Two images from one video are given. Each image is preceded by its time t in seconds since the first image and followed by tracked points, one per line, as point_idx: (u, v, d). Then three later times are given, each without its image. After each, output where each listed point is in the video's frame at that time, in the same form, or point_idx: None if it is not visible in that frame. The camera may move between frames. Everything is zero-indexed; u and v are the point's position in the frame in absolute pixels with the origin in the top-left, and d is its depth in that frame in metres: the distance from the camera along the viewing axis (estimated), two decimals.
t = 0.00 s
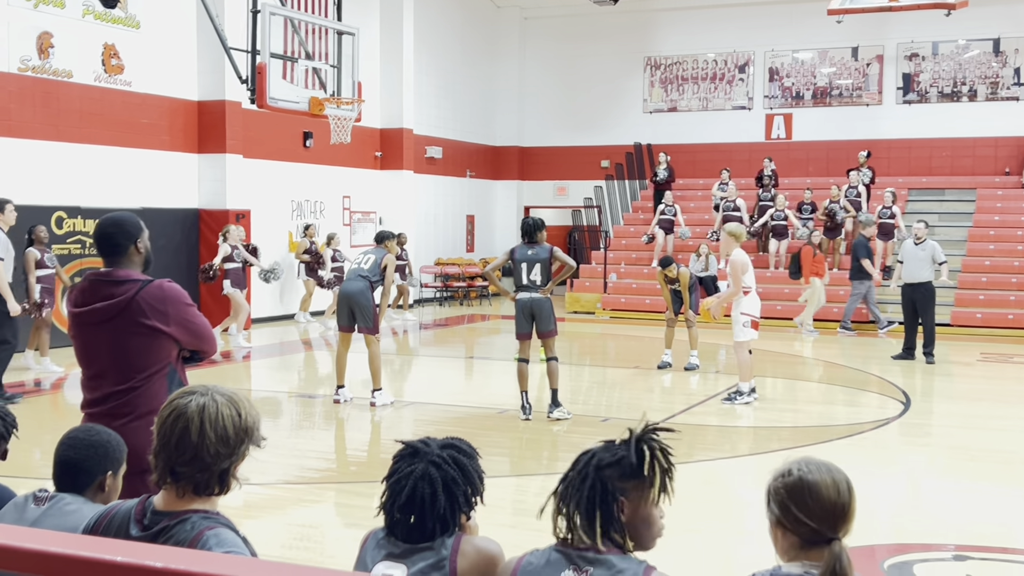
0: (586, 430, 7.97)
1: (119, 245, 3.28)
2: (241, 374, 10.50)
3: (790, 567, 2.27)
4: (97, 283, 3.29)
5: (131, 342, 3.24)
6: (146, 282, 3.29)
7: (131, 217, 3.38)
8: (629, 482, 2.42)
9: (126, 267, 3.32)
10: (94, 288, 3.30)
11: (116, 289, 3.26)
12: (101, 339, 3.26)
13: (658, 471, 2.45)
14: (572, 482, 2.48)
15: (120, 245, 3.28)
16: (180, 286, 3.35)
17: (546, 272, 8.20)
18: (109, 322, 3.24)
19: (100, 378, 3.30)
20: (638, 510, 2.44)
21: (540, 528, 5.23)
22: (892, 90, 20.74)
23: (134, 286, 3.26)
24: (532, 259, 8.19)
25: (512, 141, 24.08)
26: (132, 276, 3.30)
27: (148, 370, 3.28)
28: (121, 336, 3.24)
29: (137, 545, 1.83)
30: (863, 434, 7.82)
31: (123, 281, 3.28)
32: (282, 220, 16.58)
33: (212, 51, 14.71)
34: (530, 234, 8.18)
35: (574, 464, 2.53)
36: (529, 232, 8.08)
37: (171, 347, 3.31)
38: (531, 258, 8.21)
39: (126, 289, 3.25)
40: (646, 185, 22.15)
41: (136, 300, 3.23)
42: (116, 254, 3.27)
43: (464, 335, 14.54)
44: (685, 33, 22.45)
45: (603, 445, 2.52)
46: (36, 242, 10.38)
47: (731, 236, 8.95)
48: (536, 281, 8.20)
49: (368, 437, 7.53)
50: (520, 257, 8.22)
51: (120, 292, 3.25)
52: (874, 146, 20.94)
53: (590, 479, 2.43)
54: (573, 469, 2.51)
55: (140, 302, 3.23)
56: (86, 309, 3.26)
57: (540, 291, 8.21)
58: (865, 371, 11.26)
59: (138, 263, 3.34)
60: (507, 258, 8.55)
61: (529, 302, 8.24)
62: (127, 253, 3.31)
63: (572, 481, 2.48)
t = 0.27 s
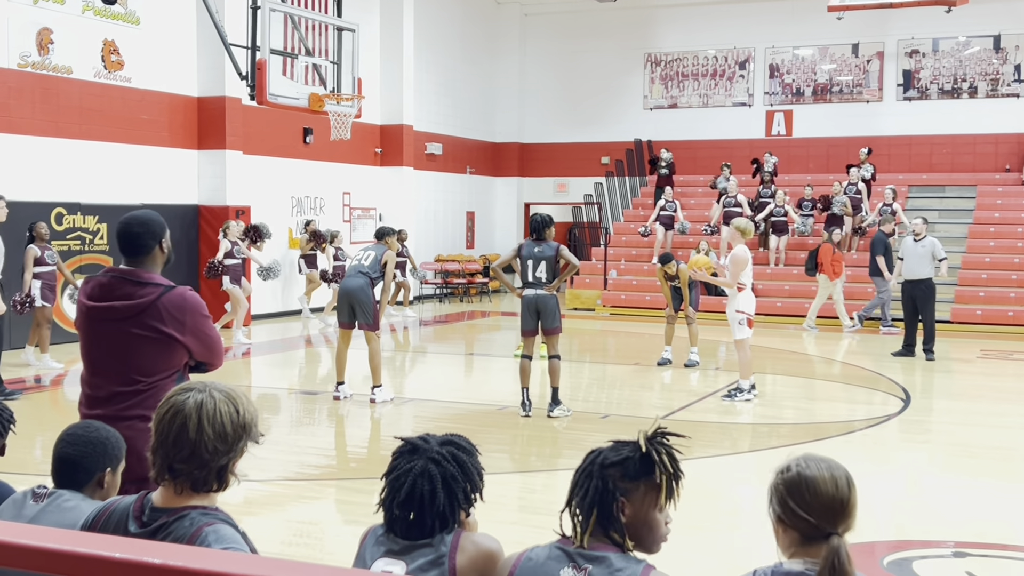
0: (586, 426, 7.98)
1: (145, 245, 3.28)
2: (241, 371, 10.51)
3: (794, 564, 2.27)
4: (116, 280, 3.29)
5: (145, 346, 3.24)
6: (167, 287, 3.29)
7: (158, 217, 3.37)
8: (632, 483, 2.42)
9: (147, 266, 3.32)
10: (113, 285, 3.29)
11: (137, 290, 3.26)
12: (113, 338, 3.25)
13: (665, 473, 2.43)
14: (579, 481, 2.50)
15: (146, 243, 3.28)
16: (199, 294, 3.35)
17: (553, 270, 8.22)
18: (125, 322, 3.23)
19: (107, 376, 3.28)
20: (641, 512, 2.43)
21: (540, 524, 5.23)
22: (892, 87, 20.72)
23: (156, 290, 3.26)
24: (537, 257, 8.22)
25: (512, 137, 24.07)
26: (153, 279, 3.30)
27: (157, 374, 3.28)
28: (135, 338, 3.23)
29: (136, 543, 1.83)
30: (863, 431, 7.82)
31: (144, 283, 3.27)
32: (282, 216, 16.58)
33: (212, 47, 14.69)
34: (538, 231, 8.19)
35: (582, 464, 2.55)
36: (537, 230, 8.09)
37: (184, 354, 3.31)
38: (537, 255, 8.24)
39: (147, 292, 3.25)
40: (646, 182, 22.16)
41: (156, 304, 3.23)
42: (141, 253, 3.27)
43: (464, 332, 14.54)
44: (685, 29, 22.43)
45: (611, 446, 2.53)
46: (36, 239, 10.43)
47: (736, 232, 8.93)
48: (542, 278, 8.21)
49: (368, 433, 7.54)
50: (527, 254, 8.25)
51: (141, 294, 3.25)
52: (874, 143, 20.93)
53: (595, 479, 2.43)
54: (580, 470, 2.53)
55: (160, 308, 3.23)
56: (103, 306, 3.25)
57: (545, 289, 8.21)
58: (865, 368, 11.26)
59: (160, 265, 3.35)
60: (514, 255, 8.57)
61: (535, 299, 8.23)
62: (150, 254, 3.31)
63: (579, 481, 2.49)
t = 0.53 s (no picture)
0: (586, 423, 7.98)
1: (157, 243, 3.27)
2: (241, 367, 10.51)
3: (784, 558, 2.28)
4: (126, 277, 3.29)
5: (150, 346, 3.24)
6: (177, 288, 3.29)
7: (171, 215, 3.36)
8: (637, 478, 2.43)
9: (157, 264, 3.32)
10: (122, 281, 3.29)
11: (147, 289, 3.26)
12: (119, 335, 3.25)
13: (666, 471, 2.43)
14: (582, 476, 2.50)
15: (158, 242, 3.28)
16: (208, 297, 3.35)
17: (561, 268, 8.22)
18: (131, 321, 3.23)
19: (109, 372, 3.29)
20: (643, 510, 2.44)
21: (540, 521, 5.24)
22: (891, 84, 20.71)
23: (165, 291, 3.26)
24: (547, 254, 8.23)
25: (511, 134, 24.06)
26: (162, 279, 3.29)
27: (159, 374, 3.29)
28: (140, 337, 3.24)
29: (136, 537, 1.83)
30: (862, 427, 7.83)
31: (154, 283, 3.27)
32: (281, 213, 16.57)
33: (211, 43, 14.68)
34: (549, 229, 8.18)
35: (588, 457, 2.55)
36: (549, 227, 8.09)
37: (187, 357, 3.31)
38: (546, 253, 8.24)
39: (157, 293, 3.25)
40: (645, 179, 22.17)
41: (165, 305, 3.23)
42: (153, 252, 3.27)
43: (463, 329, 14.54)
44: (685, 26, 22.42)
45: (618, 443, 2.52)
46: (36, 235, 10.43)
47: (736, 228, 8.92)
48: (551, 276, 8.22)
49: (368, 430, 7.54)
50: (537, 251, 8.25)
51: (150, 293, 3.25)
52: (874, 140, 20.92)
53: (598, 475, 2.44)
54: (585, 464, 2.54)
55: (167, 309, 3.23)
56: (111, 303, 3.25)
57: (555, 286, 8.21)
58: (864, 365, 11.28)
59: (170, 264, 3.34)
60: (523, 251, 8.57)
61: (544, 296, 8.23)
62: (162, 253, 3.30)
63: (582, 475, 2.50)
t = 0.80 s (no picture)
0: (585, 421, 7.99)
1: (155, 241, 3.27)
2: (240, 365, 10.50)
3: (782, 557, 2.29)
4: (124, 276, 3.29)
5: (149, 345, 3.25)
6: (175, 286, 3.29)
7: (169, 212, 3.36)
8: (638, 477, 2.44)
9: (156, 263, 3.32)
10: (121, 280, 3.29)
11: (145, 289, 3.26)
12: (117, 334, 3.25)
13: (668, 469, 2.44)
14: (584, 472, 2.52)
15: (157, 240, 3.27)
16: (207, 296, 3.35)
17: (567, 266, 8.21)
18: (129, 320, 3.23)
19: (108, 371, 3.29)
20: (646, 508, 2.45)
21: (539, 518, 5.25)
22: (890, 81, 20.72)
23: (164, 290, 3.26)
24: (553, 252, 8.24)
25: (510, 132, 24.06)
26: (161, 277, 3.29)
27: (158, 373, 3.29)
28: (139, 336, 3.24)
29: (138, 533, 1.83)
30: (860, 425, 7.85)
31: (152, 282, 3.27)
32: (280, 210, 16.56)
33: (210, 41, 14.67)
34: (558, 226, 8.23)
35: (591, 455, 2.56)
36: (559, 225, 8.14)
37: (186, 356, 3.32)
38: (553, 251, 8.26)
39: (155, 291, 3.25)
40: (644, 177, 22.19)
41: (163, 304, 3.23)
42: (151, 250, 3.27)
43: (462, 326, 14.55)
44: (684, 23, 22.42)
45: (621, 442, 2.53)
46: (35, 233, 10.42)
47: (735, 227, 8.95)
48: (557, 275, 8.21)
49: (367, 427, 7.55)
50: (544, 248, 8.27)
51: (149, 293, 3.25)
52: (873, 138, 20.93)
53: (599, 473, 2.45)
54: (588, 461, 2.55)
55: (166, 308, 3.23)
56: (109, 301, 3.25)
57: (561, 285, 8.19)
58: (862, 362, 11.29)
59: (168, 263, 3.34)
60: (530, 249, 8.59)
61: (549, 294, 8.23)
62: (160, 251, 3.30)
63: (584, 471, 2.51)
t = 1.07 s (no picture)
0: (582, 420, 7.99)
1: (145, 240, 3.26)
2: (237, 364, 10.49)
3: (780, 555, 2.29)
4: (116, 276, 3.28)
5: (143, 344, 3.24)
6: (167, 284, 3.28)
7: (159, 210, 3.35)
8: (637, 476, 2.44)
9: (147, 262, 3.31)
10: (113, 280, 3.28)
11: (137, 288, 3.25)
12: (111, 334, 3.25)
13: (666, 465, 2.45)
14: (580, 470, 2.52)
15: (147, 239, 3.26)
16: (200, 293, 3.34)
17: (568, 266, 8.20)
18: (123, 320, 3.23)
19: (103, 372, 3.29)
20: (644, 505, 2.45)
21: (537, 517, 5.25)
22: (887, 81, 20.75)
23: (156, 288, 3.25)
24: (554, 252, 8.23)
25: (507, 132, 24.06)
26: (153, 275, 3.28)
27: (153, 372, 3.29)
28: (133, 336, 3.23)
29: (137, 531, 1.83)
30: (857, 424, 7.86)
31: (144, 281, 3.26)
32: (277, 210, 16.54)
33: (207, 40, 14.65)
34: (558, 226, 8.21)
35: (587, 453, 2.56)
36: (560, 224, 8.14)
37: (181, 354, 3.31)
38: (554, 250, 8.25)
39: (147, 290, 3.24)
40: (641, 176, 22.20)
41: (155, 302, 3.22)
42: (141, 249, 3.26)
43: (459, 326, 14.56)
44: (680, 23, 22.43)
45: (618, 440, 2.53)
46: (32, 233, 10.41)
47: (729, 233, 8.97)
48: (557, 274, 8.20)
49: (364, 427, 7.54)
50: (545, 248, 8.27)
51: (141, 292, 3.24)
52: (869, 138, 20.96)
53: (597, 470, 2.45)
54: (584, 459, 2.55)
55: (159, 307, 3.22)
56: (102, 302, 3.25)
57: (561, 285, 8.20)
58: (859, 362, 11.30)
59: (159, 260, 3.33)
60: (532, 247, 8.60)
61: (550, 294, 8.23)
62: (150, 249, 3.29)
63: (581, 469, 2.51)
